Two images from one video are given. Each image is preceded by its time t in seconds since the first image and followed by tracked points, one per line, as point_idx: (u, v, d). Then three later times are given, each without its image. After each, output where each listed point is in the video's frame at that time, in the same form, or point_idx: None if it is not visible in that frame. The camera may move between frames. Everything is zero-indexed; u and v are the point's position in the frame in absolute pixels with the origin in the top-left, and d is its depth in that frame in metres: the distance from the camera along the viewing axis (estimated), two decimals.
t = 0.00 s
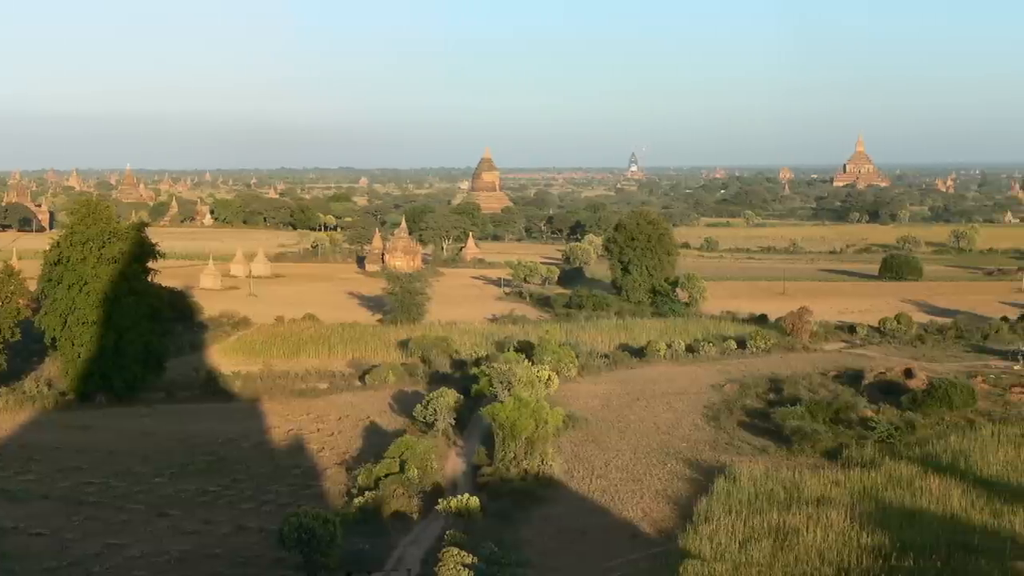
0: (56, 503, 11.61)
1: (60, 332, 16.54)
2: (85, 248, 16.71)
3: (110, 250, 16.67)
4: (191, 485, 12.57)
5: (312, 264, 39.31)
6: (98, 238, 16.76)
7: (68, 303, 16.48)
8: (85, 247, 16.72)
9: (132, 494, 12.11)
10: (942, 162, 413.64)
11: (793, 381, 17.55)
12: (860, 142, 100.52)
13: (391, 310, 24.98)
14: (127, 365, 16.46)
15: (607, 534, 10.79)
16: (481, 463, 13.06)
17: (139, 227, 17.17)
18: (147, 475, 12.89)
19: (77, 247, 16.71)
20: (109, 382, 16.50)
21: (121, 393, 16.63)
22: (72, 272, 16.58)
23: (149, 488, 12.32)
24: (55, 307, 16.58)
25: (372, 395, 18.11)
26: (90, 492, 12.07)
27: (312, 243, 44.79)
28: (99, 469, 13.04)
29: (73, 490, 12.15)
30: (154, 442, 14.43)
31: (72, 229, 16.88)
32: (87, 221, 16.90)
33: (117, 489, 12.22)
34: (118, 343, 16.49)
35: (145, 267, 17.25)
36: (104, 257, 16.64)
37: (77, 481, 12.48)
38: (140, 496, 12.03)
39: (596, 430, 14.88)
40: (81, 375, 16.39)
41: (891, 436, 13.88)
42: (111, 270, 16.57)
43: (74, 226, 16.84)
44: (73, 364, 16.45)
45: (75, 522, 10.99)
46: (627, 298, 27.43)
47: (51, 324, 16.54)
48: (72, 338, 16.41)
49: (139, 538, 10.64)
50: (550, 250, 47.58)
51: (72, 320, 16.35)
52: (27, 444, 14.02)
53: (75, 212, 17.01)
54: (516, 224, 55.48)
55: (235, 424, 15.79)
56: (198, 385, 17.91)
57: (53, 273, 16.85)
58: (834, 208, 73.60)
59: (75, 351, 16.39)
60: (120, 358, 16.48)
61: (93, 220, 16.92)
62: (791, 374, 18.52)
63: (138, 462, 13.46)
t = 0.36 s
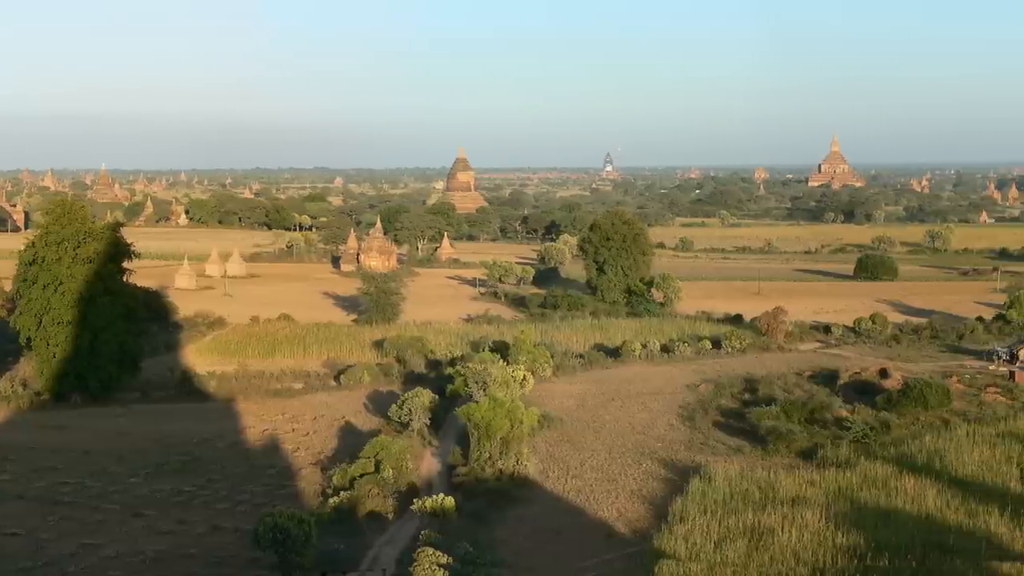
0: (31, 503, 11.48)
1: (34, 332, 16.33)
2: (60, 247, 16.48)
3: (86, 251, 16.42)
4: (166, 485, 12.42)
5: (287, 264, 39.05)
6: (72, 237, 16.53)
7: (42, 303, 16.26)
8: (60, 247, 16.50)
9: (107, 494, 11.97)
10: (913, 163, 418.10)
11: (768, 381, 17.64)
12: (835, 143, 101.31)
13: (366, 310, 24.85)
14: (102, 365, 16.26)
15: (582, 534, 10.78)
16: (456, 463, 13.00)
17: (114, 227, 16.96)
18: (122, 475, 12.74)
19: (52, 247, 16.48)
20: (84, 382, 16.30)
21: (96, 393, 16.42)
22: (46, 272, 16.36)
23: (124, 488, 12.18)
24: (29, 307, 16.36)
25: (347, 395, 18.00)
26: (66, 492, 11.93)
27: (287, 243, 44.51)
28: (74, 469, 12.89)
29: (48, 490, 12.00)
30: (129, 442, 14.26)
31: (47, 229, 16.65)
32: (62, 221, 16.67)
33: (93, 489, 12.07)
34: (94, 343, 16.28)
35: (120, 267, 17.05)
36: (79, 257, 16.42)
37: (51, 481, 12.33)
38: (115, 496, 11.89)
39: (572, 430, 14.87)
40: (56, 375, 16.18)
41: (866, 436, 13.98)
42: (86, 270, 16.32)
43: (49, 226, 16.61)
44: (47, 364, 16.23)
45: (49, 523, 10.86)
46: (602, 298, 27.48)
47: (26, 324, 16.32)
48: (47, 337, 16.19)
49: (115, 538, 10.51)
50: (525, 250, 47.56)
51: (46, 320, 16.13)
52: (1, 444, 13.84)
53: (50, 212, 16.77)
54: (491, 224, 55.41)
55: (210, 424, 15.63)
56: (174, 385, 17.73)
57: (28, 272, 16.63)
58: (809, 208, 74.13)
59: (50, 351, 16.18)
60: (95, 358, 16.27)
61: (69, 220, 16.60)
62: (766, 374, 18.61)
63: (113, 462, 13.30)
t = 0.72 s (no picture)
0: (5, 504, 11.33)
1: (9, 332, 16.10)
2: (36, 247, 16.26)
3: (60, 250, 16.20)
4: (141, 485, 12.28)
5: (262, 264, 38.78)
6: (48, 237, 16.30)
7: (18, 303, 16.04)
8: (36, 247, 16.27)
9: (82, 494, 11.83)
10: (884, 163, 422.57)
11: (742, 380, 17.72)
12: (810, 143, 102.09)
13: (341, 310, 24.71)
14: (78, 365, 16.06)
15: (557, 533, 10.76)
16: (431, 463, 12.94)
17: (90, 227, 16.78)
18: (97, 475, 12.58)
19: (27, 247, 16.26)
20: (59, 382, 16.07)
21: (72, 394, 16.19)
22: (22, 272, 16.13)
23: (99, 488, 12.04)
24: (4, 307, 16.13)
25: (322, 395, 17.88)
26: (40, 492, 11.78)
27: (262, 244, 44.20)
28: (48, 470, 12.72)
29: (22, 490, 11.84)
30: (104, 442, 14.08)
31: (23, 229, 16.43)
32: (37, 221, 16.44)
33: (68, 489, 11.92)
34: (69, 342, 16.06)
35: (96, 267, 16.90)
36: (55, 257, 16.19)
37: (25, 481, 12.17)
38: (90, 496, 11.75)
39: (547, 430, 14.86)
40: (31, 375, 15.96)
41: (840, 436, 14.07)
42: (61, 270, 16.10)
43: (25, 226, 16.39)
44: (23, 364, 16.01)
45: (23, 523, 10.71)
46: (577, 297, 27.52)
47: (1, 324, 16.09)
48: (22, 337, 15.97)
49: (90, 538, 10.38)
50: (500, 250, 47.54)
51: (22, 320, 15.91)
52: None
53: (25, 212, 16.54)
54: (466, 224, 55.32)
55: (185, 424, 15.47)
56: (149, 385, 17.53)
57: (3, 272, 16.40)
58: (784, 208, 74.67)
59: (25, 351, 15.95)
60: (71, 358, 16.06)
61: (43, 220, 16.42)
62: (741, 374, 18.69)
63: (88, 462, 13.13)
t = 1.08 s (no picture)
0: None
1: None
2: (10, 248, 15.92)
3: (36, 251, 16.04)
4: (116, 485, 12.13)
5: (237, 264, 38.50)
6: (24, 238, 16.01)
7: None
8: (9, 247, 15.92)
9: (57, 494, 11.68)
10: (857, 164, 426.47)
11: (717, 380, 17.79)
12: (785, 143, 102.78)
13: (316, 310, 24.56)
14: (54, 365, 15.87)
15: (533, 534, 10.74)
16: (406, 463, 12.87)
17: (65, 227, 16.65)
18: (72, 475, 12.42)
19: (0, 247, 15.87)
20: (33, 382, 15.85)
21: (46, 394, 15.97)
22: None
23: (75, 488, 11.89)
24: None
25: (297, 395, 17.75)
26: (15, 493, 11.62)
27: (236, 244, 43.88)
28: (22, 470, 12.54)
29: None
30: (79, 442, 13.90)
31: None
32: (11, 221, 16.05)
33: (42, 489, 11.77)
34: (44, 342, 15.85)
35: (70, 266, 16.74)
36: (30, 257, 16.00)
37: None
38: (66, 496, 11.60)
39: (522, 430, 14.84)
40: (5, 376, 15.71)
41: (815, 436, 14.15)
42: (36, 270, 15.92)
43: None
44: None
45: None
46: (552, 297, 27.53)
47: None
48: None
49: (65, 538, 10.26)
50: (476, 250, 47.49)
51: None
52: None
53: None
54: (441, 224, 55.21)
55: (160, 424, 15.30)
56: (124, 385, 17.33)
57: None
58: (760, 208, 75.15)
59: None
60: (46, 358, 15.86)
61: (18, 220, 16.08)
62: (716, 374, 18.77)
63: (62, 462, 12.95)
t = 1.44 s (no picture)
0: None
1: None
2: None
3: (11, 251, 15.67)
4: (91, 485, 11.97)
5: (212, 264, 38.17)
6: None
7: None
8: None
9: (31, 494, 11.52)
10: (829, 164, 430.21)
11: (693, 380, 17.85)
12: (760, 144, 103.40)
13: (291, 310, 24.39)
14: (29, 365, 15.69)
15: (508, 534, 10.71)
16: (381, 463, 12.80)
17: (39, 227, 16.28)
18: (47, 475, 12.25)
19: None
20: (7, 381, 15.67)
21: (20, 394, 15.79)
22: None
23: (50, 488, 11.74)
24: None
25: (272, 395, 17.61)
26: None
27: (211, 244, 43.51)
28: None
29: None
30: (53, 442, 13.71)
31: None
32: None
33: (17, 489, 11.61)
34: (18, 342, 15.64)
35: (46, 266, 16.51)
36: (4, 257, 15.62)
37: None
38: (40, 496, 11.45)
39: (497, 430, 14.81)
40: None
41: (791, 436, 14.23)
42: (12, 271, 15.60)
43: None
44: None
45: None
46: (528, 297, 27.52)
47: None
48: None
49: (40, 538, 10.11)
50: (450, 250, 47.40)
51: None
52: None
53: None
54: (416, 224, 55.05)
55: (136, 424, 15.12)
56: (99, 385, 17.12)
57: None
58: (735, 208, 75.56)
59: None
60: (20, 358, 15.66)
61: None
62: (691, 374, 18.84)
63: (37, 463, 12.77)
